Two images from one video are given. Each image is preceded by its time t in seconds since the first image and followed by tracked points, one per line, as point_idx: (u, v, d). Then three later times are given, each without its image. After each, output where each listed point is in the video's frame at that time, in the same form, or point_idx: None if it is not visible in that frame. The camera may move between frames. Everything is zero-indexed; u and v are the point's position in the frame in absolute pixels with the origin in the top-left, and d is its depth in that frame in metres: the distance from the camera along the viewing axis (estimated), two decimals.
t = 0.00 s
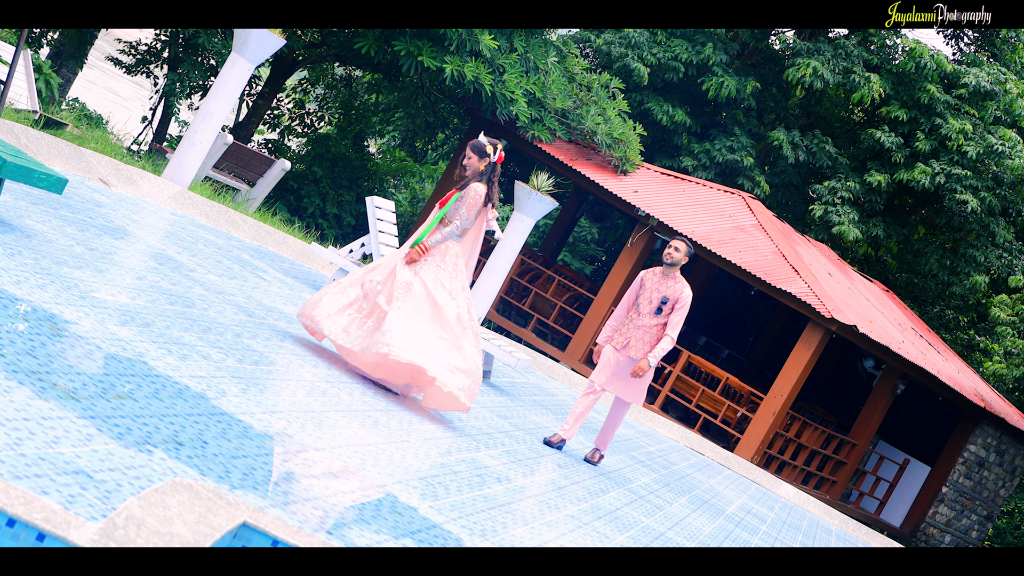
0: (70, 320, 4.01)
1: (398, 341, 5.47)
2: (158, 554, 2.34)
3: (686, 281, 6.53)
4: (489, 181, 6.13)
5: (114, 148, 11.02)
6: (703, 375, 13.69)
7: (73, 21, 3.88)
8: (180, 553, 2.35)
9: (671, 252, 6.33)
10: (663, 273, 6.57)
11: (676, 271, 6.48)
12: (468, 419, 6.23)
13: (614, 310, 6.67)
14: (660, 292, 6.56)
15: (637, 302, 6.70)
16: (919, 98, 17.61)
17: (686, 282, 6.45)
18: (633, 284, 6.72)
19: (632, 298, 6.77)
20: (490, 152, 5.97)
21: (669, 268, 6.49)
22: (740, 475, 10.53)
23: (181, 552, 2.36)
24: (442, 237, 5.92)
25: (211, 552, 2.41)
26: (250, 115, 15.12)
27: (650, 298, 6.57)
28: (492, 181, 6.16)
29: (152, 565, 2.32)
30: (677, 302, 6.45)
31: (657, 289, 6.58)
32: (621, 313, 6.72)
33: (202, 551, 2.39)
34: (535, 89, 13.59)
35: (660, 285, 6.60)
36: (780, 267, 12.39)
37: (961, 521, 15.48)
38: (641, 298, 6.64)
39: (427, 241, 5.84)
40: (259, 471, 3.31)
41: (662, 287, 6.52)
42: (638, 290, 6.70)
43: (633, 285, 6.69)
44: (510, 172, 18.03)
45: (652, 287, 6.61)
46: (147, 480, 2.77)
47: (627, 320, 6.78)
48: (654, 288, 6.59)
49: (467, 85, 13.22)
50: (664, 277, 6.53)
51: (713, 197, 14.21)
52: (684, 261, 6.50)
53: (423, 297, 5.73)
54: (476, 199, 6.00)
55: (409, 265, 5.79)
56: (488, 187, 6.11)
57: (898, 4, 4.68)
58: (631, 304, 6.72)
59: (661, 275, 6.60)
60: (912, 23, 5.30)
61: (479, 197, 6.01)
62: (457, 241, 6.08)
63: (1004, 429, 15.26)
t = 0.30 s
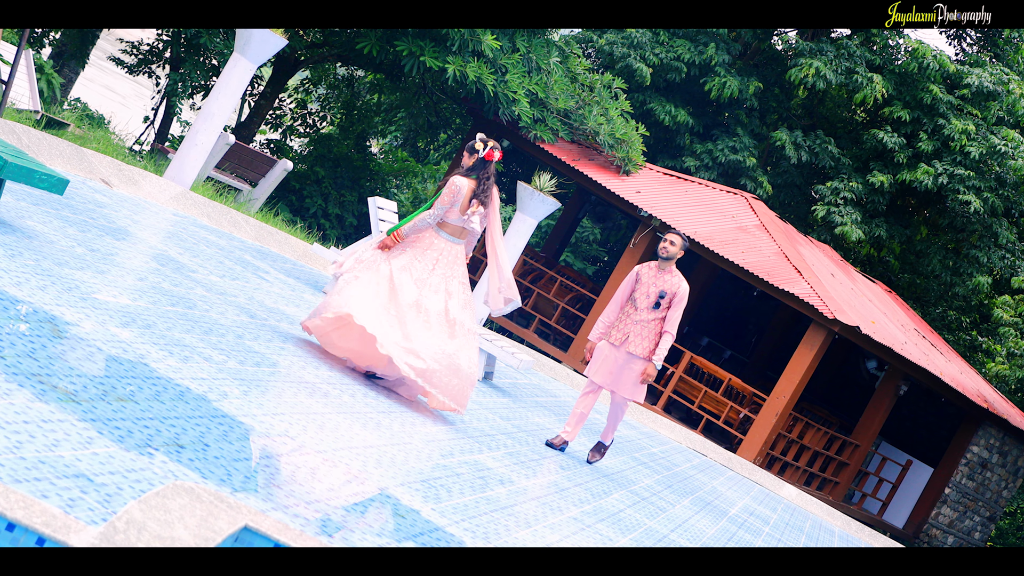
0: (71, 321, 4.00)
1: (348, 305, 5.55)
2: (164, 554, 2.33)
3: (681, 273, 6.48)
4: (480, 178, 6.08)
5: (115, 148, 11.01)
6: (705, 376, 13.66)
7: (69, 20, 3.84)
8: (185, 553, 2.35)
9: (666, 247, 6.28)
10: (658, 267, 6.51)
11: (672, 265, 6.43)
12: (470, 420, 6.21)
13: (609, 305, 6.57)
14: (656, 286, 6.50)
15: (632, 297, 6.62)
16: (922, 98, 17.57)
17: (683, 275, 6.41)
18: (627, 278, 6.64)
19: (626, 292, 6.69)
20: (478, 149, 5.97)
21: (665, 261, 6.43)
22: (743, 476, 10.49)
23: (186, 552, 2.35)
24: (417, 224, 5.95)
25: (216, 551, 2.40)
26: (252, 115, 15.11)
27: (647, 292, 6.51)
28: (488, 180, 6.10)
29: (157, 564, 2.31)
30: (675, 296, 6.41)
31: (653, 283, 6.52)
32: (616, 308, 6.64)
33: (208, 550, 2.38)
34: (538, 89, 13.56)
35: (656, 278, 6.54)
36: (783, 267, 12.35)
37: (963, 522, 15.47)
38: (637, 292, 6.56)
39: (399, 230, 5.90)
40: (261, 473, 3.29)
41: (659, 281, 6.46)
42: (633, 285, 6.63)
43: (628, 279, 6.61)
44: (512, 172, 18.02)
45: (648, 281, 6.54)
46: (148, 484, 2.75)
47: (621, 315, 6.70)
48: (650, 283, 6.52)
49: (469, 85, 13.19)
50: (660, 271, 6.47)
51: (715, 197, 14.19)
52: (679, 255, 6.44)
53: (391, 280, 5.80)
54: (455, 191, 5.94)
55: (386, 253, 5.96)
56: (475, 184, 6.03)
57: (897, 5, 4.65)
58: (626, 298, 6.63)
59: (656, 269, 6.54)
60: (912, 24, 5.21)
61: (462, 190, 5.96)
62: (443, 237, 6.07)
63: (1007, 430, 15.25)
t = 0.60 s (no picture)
0: (72, 322, 3.98)
1: (312, 288, 5.70)
2: (167, 553, 2.35)
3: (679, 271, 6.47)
4: (471, 172, 6.09)
5: (117, 149, 10.99)
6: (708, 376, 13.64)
7: (64, 20, 3.79)
8: (190, 553, 2.37)
9: (664, 244, 6.25)
10: (657, 265, 6.47)
11: (671, 263, 6.40)
12: (472, 421, 6.19)
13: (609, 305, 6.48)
14: (655, 285, 6.47)
15: (630, 296, 6.58)
16: (925, 99, 17.52)
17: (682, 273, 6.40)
18: (624, 276, 6.57)
19: (623, 291, 6.63)
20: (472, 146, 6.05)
21: (664, 260, 6.40)
22: (745, 477, 10.46)
23: (190, 552, 2.38)
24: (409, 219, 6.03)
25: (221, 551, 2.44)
26: (254, 115, 15.09)
27: (646, 291, 6.47)
28: (479, 175, 6.06)
29: (161, 564, 2.33)
30: (674, 294, 6.40)
31: (652, 282, 6.49)
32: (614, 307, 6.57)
33: (212, 551, 2.41)
34: (540, 90, 13.51)
35: (654, 277, 6.51)
36: (786, 268, 12.32)
37: (966, 523, 15.48)
38: (635, 291, 6.52)
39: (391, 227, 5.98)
40: (262, 475, 3.27)
41: (658, 280, 6.42)
42: (631, 283, 6.57)
43: (625, 277, 6.54)
44: (514, 173, 18.02)
45: (647, 280, 6.50)
46: (149, 486, 2.74)
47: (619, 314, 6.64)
48: (649, 281, 6.49)
49: (471, 86, 13.17)
50: (659, 269, 6.43)
51: (718, 197, 14.16)
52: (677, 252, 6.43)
53: (367, 270, 5.85)
54: (439, 184, 6.01)
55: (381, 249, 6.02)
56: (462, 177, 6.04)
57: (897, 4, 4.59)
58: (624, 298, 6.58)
59: (654, 267, 6.51)
60: (912, 24, 5.11)
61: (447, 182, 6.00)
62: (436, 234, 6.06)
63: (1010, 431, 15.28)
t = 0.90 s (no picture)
0: (73, 324, 3.95)
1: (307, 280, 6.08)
2: (173, 553, 2.34)
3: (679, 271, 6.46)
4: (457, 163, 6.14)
5: (119, 149, 10.97)
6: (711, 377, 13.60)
7: (61, 20, 3.76)
8: (194, 553, 2.37)
9: (666, 244, 6.22)
10: (657, 264, 6.43)
11: (672, 262, 6.38)
12: (476, 422, 6.15)
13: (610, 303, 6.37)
14: (655, 284, 6.43)
15: (629, 296, 6.52)
16: (929, 99, 17.47)
17: (683, 273, 6.38)
18: (623, 276, 6.51)
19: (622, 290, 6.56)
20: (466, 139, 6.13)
21: (664, 259, 6.37)
22: (749, 478, 10.42)
23: (194, 552, 2.37)
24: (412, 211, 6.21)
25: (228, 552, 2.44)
26: (257, 115, 15.07)
27: (647, 290, 6.43)
28: (461, 166, 6.00)
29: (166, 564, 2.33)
30: (675, 294, 6.38)
31: (651, 281, 6.46)
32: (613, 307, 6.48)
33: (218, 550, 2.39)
34: (543, 90, 13.48)
35: (654, 276, 6.47)
36: (789, 268, 12.28)
37: (970, 524, 15.48)
38: (635, 291, 6.47)
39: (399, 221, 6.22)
40: (264, 478, 3.24)
41: (659, 279, 6.39)
42: (631, 282, 6.53)
43: (625, 276, 6.48)
44: (517, 173, 18.00)
45: (646, 279, 6.46)
46: (150, 489, 2.71)
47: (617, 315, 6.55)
48: (649, 281, 6.45)
49: (474, 86, 13.14)
50: (659, 268, 6.39)
51: (721, 197, 14.13)
52: (677, 252, 6.41)
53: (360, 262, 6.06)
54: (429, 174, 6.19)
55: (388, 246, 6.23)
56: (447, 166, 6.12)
57: (892, 6, 4.51)
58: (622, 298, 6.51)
59: (653, 266, 6.48)
60: (913, 24, 4.98)
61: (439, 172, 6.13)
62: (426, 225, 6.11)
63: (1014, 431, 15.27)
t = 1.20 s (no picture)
0: (73, 326, 3.93)
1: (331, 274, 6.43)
2: (169, 553, 2.38)
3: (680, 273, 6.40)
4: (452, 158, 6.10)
5: (120, 149, 10.94)
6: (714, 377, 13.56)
7: (63, 21, 3.75)
8: (192, 553, 2.40)
9: (667, 246, 6.16)
10: (658, 265, 6.37)
11: (673, 264, 6.32)
12: (478, 423, 6.13)
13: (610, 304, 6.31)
14: (655, 286, 6.37)
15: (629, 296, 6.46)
16: (931, 99, 17.43)
17: (684, 275, 6.32)
18: (624, 276, 6.45)
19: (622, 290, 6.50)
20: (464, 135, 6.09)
21: (665, 261, 6.30)
22: (752, 479, 10.38)
23: (191, 551, 2.41)
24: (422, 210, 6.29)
25: (228, 552, 2.47)
26: (259, 116, 15.04)
27: (647, 292, 6.37)
28: (448, 158, 6.00)
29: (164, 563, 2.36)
30: (676, 296, 6.33)
31: (652, 282, 6.40)
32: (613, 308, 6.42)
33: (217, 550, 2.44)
34: (545, 90, 13.46)
35: (654, 277, 6.41)
36: (792, 268, 12.25)
37: (973, 524, 15.47)
38: (636, 291, 6.41)
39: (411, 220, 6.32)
40: (264, 482, 3.21)
41: (660, 281, 6.33)
42: (631, 283, 6.46)
43: (626, 276, 6.42)
44: (519, 173, 17.98)
45: (647, 280, 6.40)
46: (150, 493, 2.69)
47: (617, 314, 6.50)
48: (650, 282, 6.39)
49: (476, 86, 13.12)
50: (661, 270, 6.33)
51: (724, 198, 14.10)
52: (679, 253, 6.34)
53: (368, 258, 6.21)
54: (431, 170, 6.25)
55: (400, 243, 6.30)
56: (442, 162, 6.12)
57: (892, 6, 4.50)
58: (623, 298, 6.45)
59: (654, 267, 6.41)
60: (913, 24, 4.95)
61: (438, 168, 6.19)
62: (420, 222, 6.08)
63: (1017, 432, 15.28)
